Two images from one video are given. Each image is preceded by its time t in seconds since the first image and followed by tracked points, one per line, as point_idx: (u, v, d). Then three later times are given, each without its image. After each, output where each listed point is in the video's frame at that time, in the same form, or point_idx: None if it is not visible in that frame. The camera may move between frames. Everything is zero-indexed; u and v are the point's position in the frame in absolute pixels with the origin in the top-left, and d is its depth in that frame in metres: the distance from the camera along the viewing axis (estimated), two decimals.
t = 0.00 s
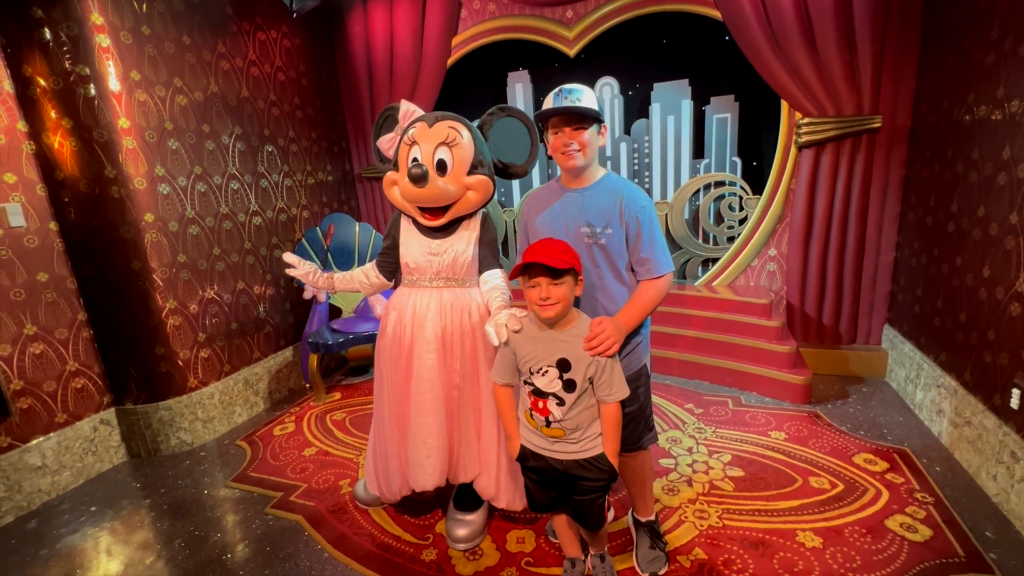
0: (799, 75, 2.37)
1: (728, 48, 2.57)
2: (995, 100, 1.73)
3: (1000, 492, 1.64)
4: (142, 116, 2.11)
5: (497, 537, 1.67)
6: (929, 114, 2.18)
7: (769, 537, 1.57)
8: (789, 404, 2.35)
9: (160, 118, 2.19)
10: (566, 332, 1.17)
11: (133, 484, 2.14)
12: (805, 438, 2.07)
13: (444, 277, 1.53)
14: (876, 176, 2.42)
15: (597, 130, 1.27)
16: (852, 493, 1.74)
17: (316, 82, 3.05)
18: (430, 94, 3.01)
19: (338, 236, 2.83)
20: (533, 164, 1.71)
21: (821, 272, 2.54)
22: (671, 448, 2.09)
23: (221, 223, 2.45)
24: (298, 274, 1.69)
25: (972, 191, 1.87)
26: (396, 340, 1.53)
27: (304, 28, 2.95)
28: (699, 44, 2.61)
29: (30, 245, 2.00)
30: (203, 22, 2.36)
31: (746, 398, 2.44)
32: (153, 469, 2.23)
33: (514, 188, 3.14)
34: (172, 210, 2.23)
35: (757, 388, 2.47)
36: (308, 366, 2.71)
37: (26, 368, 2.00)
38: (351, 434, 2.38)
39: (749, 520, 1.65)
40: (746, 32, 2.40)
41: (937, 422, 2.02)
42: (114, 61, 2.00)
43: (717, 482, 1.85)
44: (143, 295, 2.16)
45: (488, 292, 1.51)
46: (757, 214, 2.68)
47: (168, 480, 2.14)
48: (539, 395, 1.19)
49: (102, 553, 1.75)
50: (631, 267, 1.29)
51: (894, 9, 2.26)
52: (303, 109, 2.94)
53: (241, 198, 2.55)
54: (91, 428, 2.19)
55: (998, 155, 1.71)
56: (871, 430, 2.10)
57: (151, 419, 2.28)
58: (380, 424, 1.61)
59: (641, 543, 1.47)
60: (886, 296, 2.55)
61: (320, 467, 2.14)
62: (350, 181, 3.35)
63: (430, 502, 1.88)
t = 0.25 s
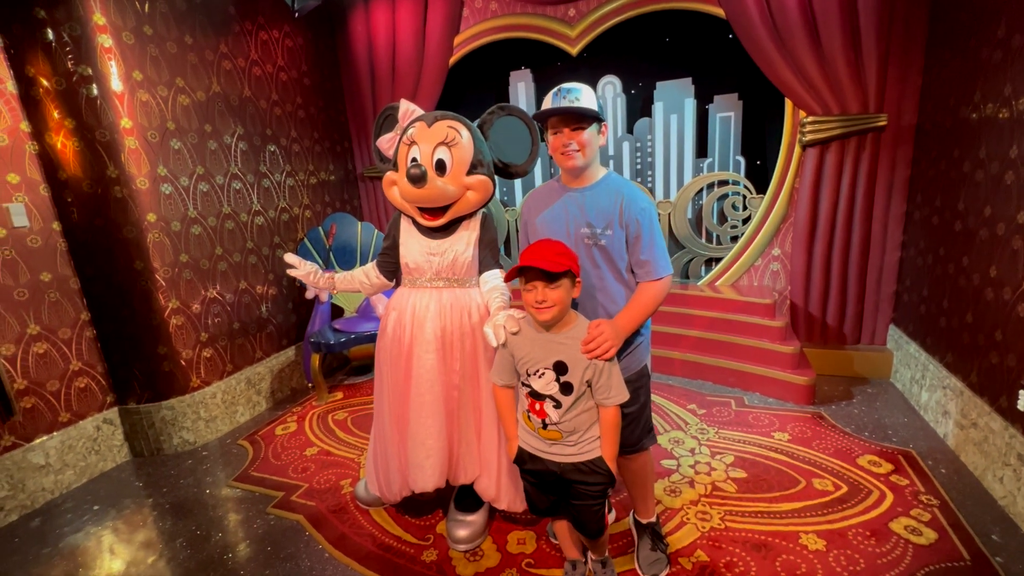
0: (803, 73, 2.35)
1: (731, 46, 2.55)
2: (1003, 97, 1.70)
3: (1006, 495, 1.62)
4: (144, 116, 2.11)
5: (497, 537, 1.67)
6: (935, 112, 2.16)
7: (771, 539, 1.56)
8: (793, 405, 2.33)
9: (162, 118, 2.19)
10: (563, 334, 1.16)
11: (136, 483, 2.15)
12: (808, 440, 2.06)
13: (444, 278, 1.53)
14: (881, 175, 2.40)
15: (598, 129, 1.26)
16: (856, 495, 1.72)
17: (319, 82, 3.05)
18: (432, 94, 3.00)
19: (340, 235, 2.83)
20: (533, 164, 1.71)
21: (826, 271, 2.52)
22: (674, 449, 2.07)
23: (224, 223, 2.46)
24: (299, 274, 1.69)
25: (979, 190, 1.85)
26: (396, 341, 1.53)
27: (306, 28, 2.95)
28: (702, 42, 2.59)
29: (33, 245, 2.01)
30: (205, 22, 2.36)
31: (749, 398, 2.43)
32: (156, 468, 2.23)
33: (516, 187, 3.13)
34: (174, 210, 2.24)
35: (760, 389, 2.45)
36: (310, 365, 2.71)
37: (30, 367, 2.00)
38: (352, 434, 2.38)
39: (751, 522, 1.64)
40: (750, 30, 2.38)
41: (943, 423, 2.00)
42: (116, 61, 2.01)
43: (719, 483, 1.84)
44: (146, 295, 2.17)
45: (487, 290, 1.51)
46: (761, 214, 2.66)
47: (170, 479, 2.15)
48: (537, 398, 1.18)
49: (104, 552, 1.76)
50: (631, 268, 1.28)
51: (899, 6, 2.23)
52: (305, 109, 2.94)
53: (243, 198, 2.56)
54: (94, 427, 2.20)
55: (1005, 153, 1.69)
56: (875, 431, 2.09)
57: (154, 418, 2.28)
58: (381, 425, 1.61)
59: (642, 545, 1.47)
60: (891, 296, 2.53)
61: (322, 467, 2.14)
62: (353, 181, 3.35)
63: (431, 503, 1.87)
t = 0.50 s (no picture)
0: (809, 71, 2.32)
1: (736, 44, 2.53)
2: (1012, 94, 1.68)
3: (1014, 498, 1.59)
4: (147, 116, 2.12)
5: (499, 538, 1.66)
6: (943, 110, 2.13)
7: (775, 541, 1.55)
8: (798, 406, 2.31)
9: (165, 118, 2.19)
10: (559, 336, 1.15)
11: (139, 481, 2.16)
12: (813, 441, 2.04)
13: (445, 278, 1.52)
14: (888, 173, 2.37)
15: (605, 130, 1.25)
16: (861, 497, 1.71)
17: (321, 81, 3.05)
18: (435, 92, 2.99)
19: (343, 234, 2.83)
20: (534, 164, 1.72)
21: (831, 271, 2.50)
22: (677, 449, 2.06)
23: (227, 223, 2.46)
24: (300, 274, 1.71)
25: (988, 188, 1.82)
26: (396, 341, 1.52)
27: (309, 27, 2.95)
28: (706, 40, 2.57)
29: (37, 245, 2.02)
30: (208, 21, 2.36)
31: (753, 399, 2.41)
32: (159, 467, 2.24)
33: (519, 186, 3.12)
34: (177, 209, 2.24)
35: (765, 389, 2.44)
36: (313, 364, 2.71)
37: (34, 366, 2.02)
38: (355, 433, 2.38)
39: (754, 524, 1.62)
40: (754, 27, 2.36)
41: (950, 424, 1.97)
42: (119, 61, 2.01)
43: (722, 484, 1.83)
44: (149, 295, 2.18)
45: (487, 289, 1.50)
46: (766, 213, 2.64)
47: (174, 478, 2.16)
48: (532, 401, 1.17)
49: (108, 550, 1.76)
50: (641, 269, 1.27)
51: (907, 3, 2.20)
52: (308, 108, 2.94)
53: (246, 197, 2.56)
54: (98, 426, 2.21)
55: (1014, 151, 1.66)
56: (881, 433, 2.06)
57: (157, 417, 2.29)
58: (381, 425, 1.61)
59: (653, 555, 1.43)
60: (897, 296, 2.50)
61: (324, 466, 2.14)
62: (356, 180, 3.35)
63: (432, 503, 1.87)
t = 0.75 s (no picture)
0: (814, 68, 2.30)
1: (741, 42, 2.51)
2: (1021, 92, 1.66)
3: (1022, 501, 1.57)
4: (151, 116, 2.12)
5: (500, 538, 1.66)
6: (951, 108, 2.11)
7: (779, 543, 1.54)
8: (802, 406, 2.30)
9: (169, 117, 2.20)
10: (553, 338, 1.14)
11: (143, 479, 2.17)
12: (817, 442, 2.02)
13: (446, 277, 1.52)
14: (894, 172, 2.35)
15: (639, 125, 1.21)
16: (867, 499, 1.69)
17: (325, 80, 3.05)
18: (438, 92, 2.99)
19: (346, 234, 2.83)
20: (535, 164, 1.72)
21: (836, 270, 2.47)
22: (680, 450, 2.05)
23: (230, 222, 2.47)
24: (303, 274, 1.71)
25: (996, 187, 1.80)
26: (398, 340, 1.53)
27: (312, 27, 2.95)
28: (711, 38, 2.55)
29: (42, 245, 2.02)
30: (211, 21, 2.37)
31: (757, 399, 2.39)
32: (163, 465, 2.25)
33: (522, 185, 3.11)
34: (181, 209, 2.25)
35: (769, 389, 2.42)
36: (316, 363, 2.71)
37: (39, 365, 2.03)
38: (357, 432, 2.38)
39: (758, 526, 1.61)
40: (759, 25, 2.34)
41: (957, 426, 1.95)
42: (123, 61, 2.02)
43: (726, 485, 1.81)
44: (153, 294, 2.18)
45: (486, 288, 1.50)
46: (771, 211, 2.62)
47: (177, 477, 2.17)
48: (527, 403, 1.17)
49: (112, 548, 1.77)
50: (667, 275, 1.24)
51: None
52: (311, 108, 2.94)
53: (250, 196, 2.56)
54: (103, 424, 2.22)
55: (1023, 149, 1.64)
56: (887, 434, 2.05)
57: (161, 416, 2.30)
58: (382, 424, 1.61)
59: (663, 567, 1.40)
60: (904, 295, 2.48)
61: (326, 466, 2.14)
62: (359, 179, 3.35)
63: (434, 503, 1.87)
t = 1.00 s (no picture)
0: (821, 67, 2.28)
1: (746, 40, 2.49)
2: None
3: None
4: (155, 116, 2.13)
5: (503, 539, 1.65)
6: (959, 106, 2.08)
7: (784, 546, 1.52)
8: (808, 408, 2.28)
9: (173, 117, 2.20)
10: (548, 343, 1.13)
11: (148, 478, 2.18)
12: (823, 444, 2.00)
13: (447, 277, 1.53)
14: (901, 171, 2.33)
15: (672, 123, 1.18)
16: (873, 502, 1.67)
17: (328, 80, 3.05)
18: (441, 91, 2.98)
19: (350, 234, 2.84)
20: (538, 165, 1.72)
21: (842, 271, 2.45)
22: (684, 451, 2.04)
23: (234, 222, 2.47)
24: (308, 274, 1.72)
25: (1005, 186, 1.77)
26: (399, 341, 1.55)
27: (316, 27, 2.95)
28: (716, 36, 2.53)
29: (47, 244, 2.04)
30: (215, 21, 2.37)
31: (762, 400, 2.38)
32: (167, 464, 2.26)
33: (526, 185, 3.10)
34: (185, 209, 2.25)
35: (774, 390, 2.40)
36: (319, 363, 2.72)
37: (44, 364, 2.04)
38: (360, 432, 2.38)
39: (762, 528, 1.60)
40: (765, 23, 2.32)
41: (965, 428, 1.93)
42: (127, 61, 2.02)
43: (730, 487, 1.80)
44: (158, 293, 2.19)
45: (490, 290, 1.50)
46: (776, 211, 2.60)
47: (181, 475, 2.17)
48: (525, 406, 1.18)
49: (115, 546, 1.78)
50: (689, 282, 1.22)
51: None
52: (315, 107, 2.95)
53: (254, 196, 2.57)
54: (108, 423, 2.23)
55: None
56: (894, 436, 2.02)
57: (165, 415, 2.31)
58: (384, 424, 1.63)
59: (665, 570, 1.40)
60: (911, 296, 2.45)
61: (329, 465, 2.14)
62: (363, 179, 3.35)
63: (436, 503, 1.87)
